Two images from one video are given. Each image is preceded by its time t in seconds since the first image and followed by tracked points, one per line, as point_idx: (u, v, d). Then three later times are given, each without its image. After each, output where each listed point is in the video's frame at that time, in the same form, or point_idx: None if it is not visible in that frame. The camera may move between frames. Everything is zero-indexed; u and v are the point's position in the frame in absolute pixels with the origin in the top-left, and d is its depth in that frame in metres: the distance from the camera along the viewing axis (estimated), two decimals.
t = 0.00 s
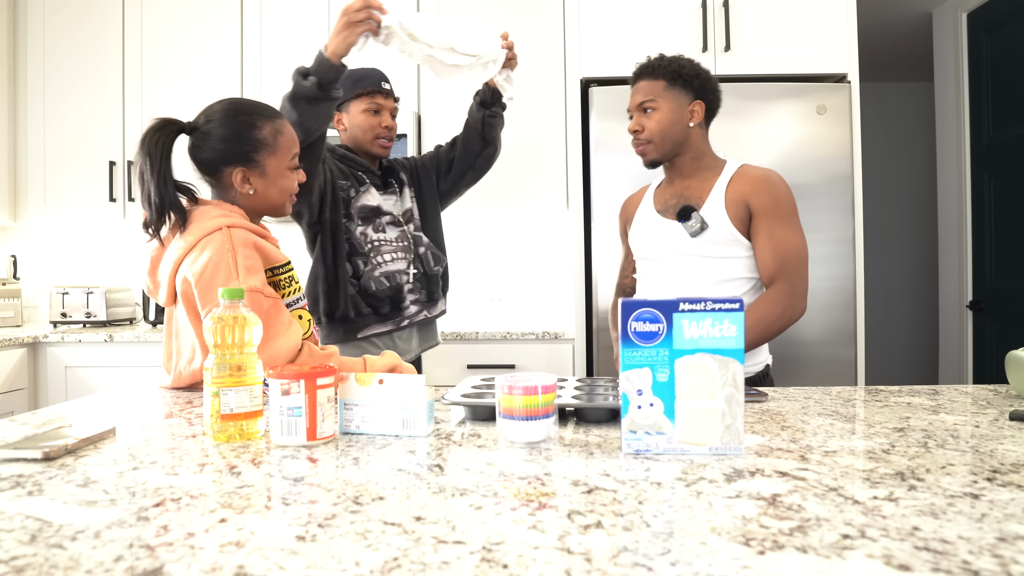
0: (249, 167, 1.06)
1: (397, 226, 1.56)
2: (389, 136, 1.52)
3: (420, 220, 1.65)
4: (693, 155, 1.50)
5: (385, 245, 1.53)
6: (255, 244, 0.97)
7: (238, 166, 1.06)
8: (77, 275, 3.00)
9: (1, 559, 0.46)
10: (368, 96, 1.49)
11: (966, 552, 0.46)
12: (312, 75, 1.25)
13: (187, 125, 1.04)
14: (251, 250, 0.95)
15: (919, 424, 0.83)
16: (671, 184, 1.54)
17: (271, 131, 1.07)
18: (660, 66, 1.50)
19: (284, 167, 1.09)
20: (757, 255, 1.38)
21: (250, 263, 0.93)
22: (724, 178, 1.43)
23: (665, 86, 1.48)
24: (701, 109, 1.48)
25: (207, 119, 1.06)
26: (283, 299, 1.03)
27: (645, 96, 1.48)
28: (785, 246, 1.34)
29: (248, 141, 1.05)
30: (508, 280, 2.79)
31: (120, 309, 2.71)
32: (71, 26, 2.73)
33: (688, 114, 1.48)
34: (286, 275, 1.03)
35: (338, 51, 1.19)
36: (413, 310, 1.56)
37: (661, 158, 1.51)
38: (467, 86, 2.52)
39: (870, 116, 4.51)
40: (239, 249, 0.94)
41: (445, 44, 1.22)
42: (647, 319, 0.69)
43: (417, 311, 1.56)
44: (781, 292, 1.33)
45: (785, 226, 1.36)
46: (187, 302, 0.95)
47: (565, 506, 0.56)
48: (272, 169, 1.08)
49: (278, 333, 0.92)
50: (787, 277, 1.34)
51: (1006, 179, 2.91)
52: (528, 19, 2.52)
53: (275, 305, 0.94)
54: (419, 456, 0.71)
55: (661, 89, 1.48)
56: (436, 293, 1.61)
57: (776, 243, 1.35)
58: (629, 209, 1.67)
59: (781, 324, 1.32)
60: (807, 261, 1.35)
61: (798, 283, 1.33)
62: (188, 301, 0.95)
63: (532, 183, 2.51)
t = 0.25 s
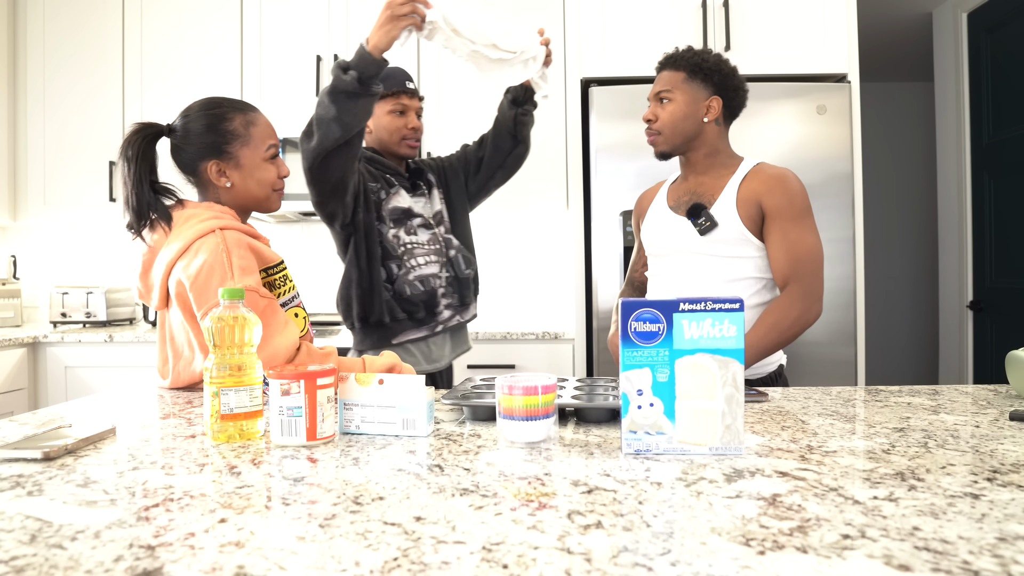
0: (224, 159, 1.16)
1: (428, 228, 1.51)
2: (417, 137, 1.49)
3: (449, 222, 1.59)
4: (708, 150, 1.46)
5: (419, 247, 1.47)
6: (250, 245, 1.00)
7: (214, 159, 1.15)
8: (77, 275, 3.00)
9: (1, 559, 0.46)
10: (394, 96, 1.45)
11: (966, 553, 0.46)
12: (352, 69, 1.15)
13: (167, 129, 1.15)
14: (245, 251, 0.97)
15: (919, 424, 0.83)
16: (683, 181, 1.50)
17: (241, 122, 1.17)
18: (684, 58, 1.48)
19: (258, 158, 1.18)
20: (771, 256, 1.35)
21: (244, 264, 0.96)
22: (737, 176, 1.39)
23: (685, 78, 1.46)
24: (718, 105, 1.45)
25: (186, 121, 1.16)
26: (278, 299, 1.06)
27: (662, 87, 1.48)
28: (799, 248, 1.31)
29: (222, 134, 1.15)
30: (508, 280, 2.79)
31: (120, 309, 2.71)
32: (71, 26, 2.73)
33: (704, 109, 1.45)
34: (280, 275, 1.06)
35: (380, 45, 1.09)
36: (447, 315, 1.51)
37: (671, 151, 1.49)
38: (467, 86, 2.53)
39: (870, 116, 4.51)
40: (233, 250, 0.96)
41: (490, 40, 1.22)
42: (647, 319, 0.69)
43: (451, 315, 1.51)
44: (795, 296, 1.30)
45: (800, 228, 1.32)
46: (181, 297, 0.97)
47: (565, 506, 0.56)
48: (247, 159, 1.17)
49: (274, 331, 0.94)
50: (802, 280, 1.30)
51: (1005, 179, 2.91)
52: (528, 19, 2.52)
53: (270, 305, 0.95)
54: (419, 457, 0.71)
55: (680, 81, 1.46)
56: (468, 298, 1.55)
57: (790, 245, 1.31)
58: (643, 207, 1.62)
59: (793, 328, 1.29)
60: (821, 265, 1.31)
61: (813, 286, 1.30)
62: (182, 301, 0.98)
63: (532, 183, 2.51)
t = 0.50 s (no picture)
0: (209, 157, 1.16)
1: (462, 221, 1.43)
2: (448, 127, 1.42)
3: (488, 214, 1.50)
4: (715, 149, 1.46)
5: (452, 240, 1.40)
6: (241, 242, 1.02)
7: (198, 157, 1.16)
8: (77, 275, 3.00)
9: (1, 559, 0.46)
10: (420, 87, 1.38)
11: (966, 552, 0.46)
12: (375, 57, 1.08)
13: (154, 133, 1.18)
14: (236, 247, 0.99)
15: (920, 424, 0.83)
16: (688, 181, 1.49)
17: (223, 120, 1.17)
18: (698, 57, 1.48)
19: (242, 155, 1.18)
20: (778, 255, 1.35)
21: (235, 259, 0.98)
22: (745, 175, 1.39)
23: (698, 74, 1.46)
24: (729, 104, 1.45)
25: (173, 121, 1.17)
26: (270, 295, 1.08)
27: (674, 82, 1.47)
28: (807, 247, 1.31)
29: (204, 133, 1.15)
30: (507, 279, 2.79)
31: (120, 309, 2.71)
32: (71, 27, 2.73)
33: (715, 106, 1.45)
34: (273, 272, 1.08)
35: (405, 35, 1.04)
36: (485, 311, 1.42)
37: (679, 147, 1.48)
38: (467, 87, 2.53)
39: (870, 116, 4.51)
40: (225, 245, 0.98)
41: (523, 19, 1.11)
42: (647, 319, 0.69)
43: (488, 311, 1.42)
44: (803, 292, 1.30)
45: (808, 226, 1.32)
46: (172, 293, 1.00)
47: (565, 506, 0.56)
48: (230, 157, 1.17)
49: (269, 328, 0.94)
50: (810, 277, 1.31)
51: (1005, 179, 2.91)
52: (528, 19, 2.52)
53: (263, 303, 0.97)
54: (419, 457, 0.71)
55: (693, 77, 1.46)
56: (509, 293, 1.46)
57: (797, 243, 1.31)
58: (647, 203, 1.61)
59: (801, 325, 1.30)
60: (829, 263, 1.32)
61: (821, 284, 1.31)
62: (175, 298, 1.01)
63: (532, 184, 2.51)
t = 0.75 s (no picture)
0: (207, 161, 1.17)
1: (491, 218, 1.41)
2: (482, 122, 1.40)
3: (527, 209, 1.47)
4: (720, 149, 1.45)
5: (476, 239, 1.38)
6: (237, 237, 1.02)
7: (197, 161, 1.17)
8: (77, 275, 3.00)
9: (1, 559, 0.46)
10: (454, 81, 1.37)
11: (966, 552, 0.46)
12: (394, 59, 1.06)
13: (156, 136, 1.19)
14: (230, 242, 1.00)
15: (919, 424, 0.83)
16: (690, 180, 1.49)
17: (221, 122, 1.17)
18: (707, 56, 1.48)
19: (240, 158, 1.18)
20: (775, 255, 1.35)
21: (228, 253, 0.99)
22: (748, 174, 1.39)
23: (705, 72, 1.46)
24: (735, 104, 1.46)
25: (173, 124, 1.18)
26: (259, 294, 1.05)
27: (682, 78, 1.46)
28: (806, 247, 1.31)
29: (201, 135, 1.15)
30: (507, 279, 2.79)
31: (120, 309, 2.71)
32: (71, 27, 2.73)
33: (720, 104, 1.45)
34: (267, 269, 1.07)
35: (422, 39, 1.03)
36: (512, 310, 1.39)
37: (684, 145, 1.47)
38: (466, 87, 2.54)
39: (870, 116, 4.51)
40: (220, 239, 0.99)
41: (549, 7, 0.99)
42: (647, 319, 0.69)
43: (514, 311, 1.39)
44: (794, 293, 1.30)
45: (808, 226, 1.32)
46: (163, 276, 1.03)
47: (565, 506, 0.56)
48: (228, 159, 1.17)
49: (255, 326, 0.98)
50: (803, 279, 1.31)
51: (1005, 179, 2.91)
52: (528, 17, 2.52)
53: (252, 297, 1.01)
54: (419, 456, 0.71)
55: (701, 75, 1.46)
56: (541, 292, 1.42)
57: (795, 243, 1.32)
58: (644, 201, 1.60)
59: (789, 326, 1.30)
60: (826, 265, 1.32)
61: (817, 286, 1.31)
62: (170, 289, 1.03)
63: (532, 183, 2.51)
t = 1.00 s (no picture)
0: (212, 163, 1.16)
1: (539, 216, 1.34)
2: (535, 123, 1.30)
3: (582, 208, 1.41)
4: (719, 150, 1.46)
5: (521, 239, 1.33)
6: (242, 237, 1.02)
7: (202, 163, 1.16)
8: (77, 275, 3.00)
9: (1, 560, 0.46)
10: (504, 84, 1.28)
11: (966, 552, 0.46)
12: (417, 60, 1.15)
13: (159, 137, 1.19)
14: (235, 244, 1.00)
15: (919, 424, 0.83)
16: (689, 180, 1.49)
17: (225, 123, 1.16)
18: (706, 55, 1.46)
19: (245, 158, 1.18)
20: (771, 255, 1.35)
21: (233, 255, 0.99)
22: (749, 173, 1.40)
23: (705, 72, 1.44)
24: (734, 103, 1.46)
25: (176, 125, 1.18)
26: (265, 295, 1.07)
27: (680, 77, 1.43)
28: (803, 248, 1.31)
29: (205, 137, 1.15)
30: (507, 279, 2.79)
31: (120, 309, 2.71)
32: (71, 27, 2.73)
33: (716, 104, 1.45)
34: (271, 271, 1.08)
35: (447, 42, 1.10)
36: (557, 312, 1.33)
37: (682, 144, 1.46)
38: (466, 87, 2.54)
39: (870, 116, 4.51)
40: (225, 240, 0.99)
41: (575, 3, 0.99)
42: (647, 319, 0.69)
43: (558, 313, 1.32)
44: (790, 292, 1.30)
45: (805, 227, 1.32)
46: (167, 277, 1.03)
47: (565, 506, 0.56)
48: (233, 160, 1.17)
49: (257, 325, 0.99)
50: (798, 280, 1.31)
51: (1005, 179, 2.91)
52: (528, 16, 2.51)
53: (257, 298, 1.01)
54: (419, 457, 0.71)
55: (700, 74, 1.44)
56: (590, 293, 1.36)
57: (792, 244, 1.32)
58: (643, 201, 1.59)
59: (780, 328, 1.30)
60: (822, 267, 1.32)
61: (811, 287, 1.30)
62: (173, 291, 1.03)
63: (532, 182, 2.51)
